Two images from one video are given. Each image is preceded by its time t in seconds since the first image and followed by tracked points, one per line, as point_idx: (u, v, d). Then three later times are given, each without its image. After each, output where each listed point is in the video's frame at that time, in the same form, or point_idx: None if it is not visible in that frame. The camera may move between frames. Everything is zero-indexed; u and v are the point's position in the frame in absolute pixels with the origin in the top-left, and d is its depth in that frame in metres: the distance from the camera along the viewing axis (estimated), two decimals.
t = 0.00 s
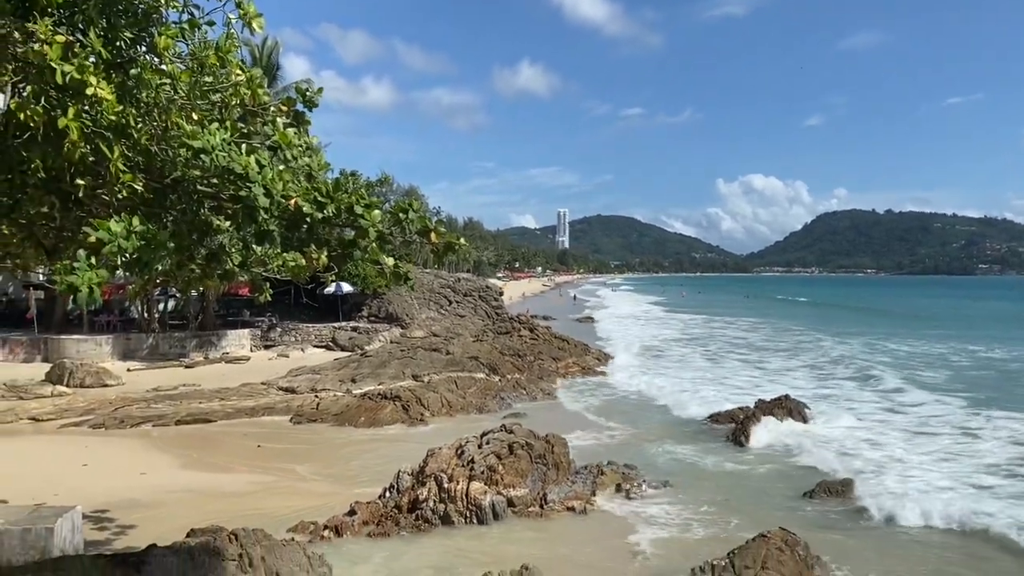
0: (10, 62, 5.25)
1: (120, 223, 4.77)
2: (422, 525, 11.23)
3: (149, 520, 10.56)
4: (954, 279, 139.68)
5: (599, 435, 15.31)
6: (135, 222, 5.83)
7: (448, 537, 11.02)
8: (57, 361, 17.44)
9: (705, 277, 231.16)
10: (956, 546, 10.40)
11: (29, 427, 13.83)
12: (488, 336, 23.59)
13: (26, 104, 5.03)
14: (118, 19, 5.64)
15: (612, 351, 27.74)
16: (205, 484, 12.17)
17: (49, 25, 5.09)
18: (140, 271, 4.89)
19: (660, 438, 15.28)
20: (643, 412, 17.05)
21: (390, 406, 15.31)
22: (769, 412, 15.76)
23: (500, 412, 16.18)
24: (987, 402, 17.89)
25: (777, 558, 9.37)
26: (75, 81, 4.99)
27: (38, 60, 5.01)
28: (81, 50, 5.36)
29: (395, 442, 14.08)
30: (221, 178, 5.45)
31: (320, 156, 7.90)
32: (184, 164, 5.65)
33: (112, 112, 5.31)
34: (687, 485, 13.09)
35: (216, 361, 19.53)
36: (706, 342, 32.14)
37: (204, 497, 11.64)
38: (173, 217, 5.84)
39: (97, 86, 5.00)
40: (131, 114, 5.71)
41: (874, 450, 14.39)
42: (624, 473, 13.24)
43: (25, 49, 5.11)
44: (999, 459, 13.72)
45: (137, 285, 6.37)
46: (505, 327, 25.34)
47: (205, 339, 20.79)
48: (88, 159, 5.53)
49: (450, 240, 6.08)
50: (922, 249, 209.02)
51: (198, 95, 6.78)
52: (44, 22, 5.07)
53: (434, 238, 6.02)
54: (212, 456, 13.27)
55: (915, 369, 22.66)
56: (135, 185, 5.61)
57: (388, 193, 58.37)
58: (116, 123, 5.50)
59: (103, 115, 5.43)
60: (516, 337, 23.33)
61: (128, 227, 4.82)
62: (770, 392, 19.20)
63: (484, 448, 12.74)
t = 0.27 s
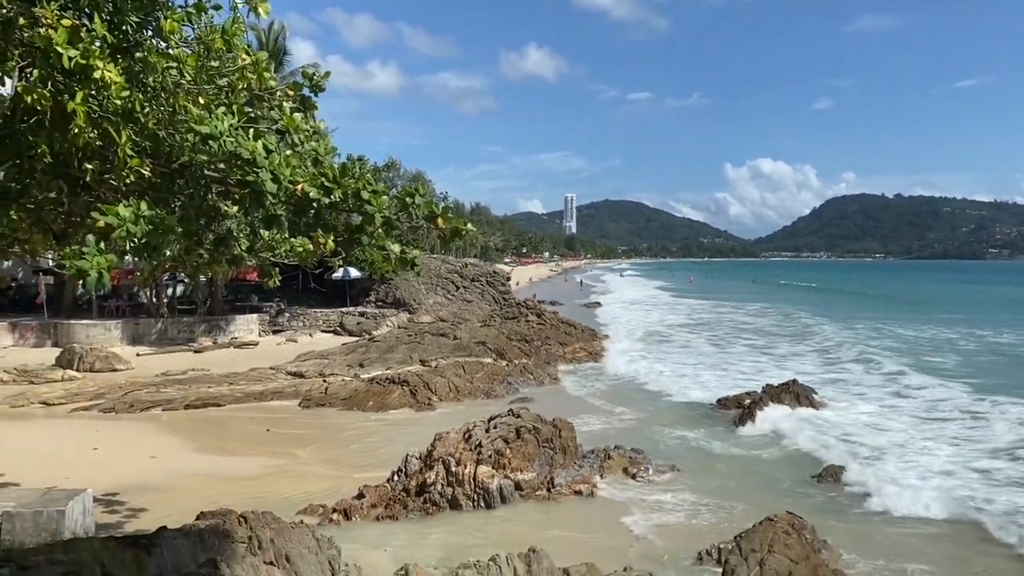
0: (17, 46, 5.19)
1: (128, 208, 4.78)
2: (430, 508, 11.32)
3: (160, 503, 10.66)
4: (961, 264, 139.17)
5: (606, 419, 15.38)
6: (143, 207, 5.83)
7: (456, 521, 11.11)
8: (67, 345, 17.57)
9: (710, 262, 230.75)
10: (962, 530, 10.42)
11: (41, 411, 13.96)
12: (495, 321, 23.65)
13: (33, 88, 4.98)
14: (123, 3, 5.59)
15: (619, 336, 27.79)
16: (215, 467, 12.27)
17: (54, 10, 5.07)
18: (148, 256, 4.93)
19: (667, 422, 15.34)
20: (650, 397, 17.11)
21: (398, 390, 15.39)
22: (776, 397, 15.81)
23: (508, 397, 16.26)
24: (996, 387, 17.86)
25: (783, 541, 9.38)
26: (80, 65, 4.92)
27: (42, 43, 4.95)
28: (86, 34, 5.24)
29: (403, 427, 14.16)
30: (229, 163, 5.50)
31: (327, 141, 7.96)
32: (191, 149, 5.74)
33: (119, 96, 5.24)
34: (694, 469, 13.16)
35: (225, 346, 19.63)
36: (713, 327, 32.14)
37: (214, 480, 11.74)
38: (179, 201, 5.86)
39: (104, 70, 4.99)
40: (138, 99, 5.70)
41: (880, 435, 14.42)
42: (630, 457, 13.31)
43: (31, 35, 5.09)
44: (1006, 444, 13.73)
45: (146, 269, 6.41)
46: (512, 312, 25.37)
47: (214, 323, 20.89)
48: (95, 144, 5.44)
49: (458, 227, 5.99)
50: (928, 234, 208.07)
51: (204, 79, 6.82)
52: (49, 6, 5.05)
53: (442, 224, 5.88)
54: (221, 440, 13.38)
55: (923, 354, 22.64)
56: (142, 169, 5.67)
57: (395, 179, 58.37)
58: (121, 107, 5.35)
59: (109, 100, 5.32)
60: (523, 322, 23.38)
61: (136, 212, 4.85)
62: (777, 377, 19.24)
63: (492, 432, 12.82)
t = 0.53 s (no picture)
0: (20, 30, 5.18)
1: (133, 190, 4.79)
2: (435, 491, 11.40)
3: (166, 486, 10.75)
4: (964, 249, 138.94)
5: (610, 403, 15.45)
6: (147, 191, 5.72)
7: (461, 503, 11.19)
8: (73, 330, 17.66)
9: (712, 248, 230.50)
10: (964, 513, 10.48)
11: (48, 394, 14.05)
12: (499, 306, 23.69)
13: (38, 71, 4.90)
14: None
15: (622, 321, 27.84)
16: (221, 451, 12.36)
17: None
18: (154, 239, 5.02)
19: (671, 406, 15.42)
20: (654, 382, 17.17)
21: (402, 374, 15.46)
22: (780, 382, 15.86)
23: (512, 381, 16.33)
24: (999, 372, 17.89)
25: (786, 524, 9.46)
26: (86, 48, 4.95)
27: (47, 27, 4.96)
28: (91, 18, 5.25)
29: (408, 410, 14.24)
30: (233, 148, 5.53)
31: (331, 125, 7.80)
32: (195, 133, 5.76)
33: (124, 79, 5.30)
34: (697, 453, 13.24)
35: (230, 330, 19.70)
36: (716, 312, 32.18)
37: (220, 463, 11.83)
38: (184, 185, 5.81)
39: (109, 53, 5.02)
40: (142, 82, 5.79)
41: (883, 419, 14.47)
42: (634, 441, 13.37)
43: (35, 18, 5.13)
44: (1008, 429, 13.79)
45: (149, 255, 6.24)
46: (515, 297, 25.41)
47: (219, 308, 20.95)
48: (100, 127, 5.43)
49: (461, 212, 6.06)
50: (932, 220, 207.58)
51: (207, 63, 6.86)
52: None
53: (445, 209, 5.95)
54: (227, 423, 13.47)
55: (927, 339, 22.66)
56: (146, 153, 5.69)
57: (399, 163, 58.31)
58: (126, 91, 5.51)
59: (114, 83, 5.44)
60: (527, 307, 23.43)
61: (141, 195, 4.84)
62: (780, 362, 19.29)
63: (496, 416, 12.89)
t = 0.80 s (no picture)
0: (19, 13, 5.11)
1: (133, 174, 4.70)
2: (436, 476, 11.43)
3: (168, 471, 10.78)
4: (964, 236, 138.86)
5: (610, 389, 15.47)
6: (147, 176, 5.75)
7: (462, 488, 11.23)
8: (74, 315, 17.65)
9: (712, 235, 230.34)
10: (962, 498, 10.52)
11: (49, 379, 14.07)
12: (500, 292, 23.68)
13: (38, 55, 4.89)
14: None
15: (622, 307, 27.85)
16: (222, 436, 12.39)
17: None
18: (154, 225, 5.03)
19: (671, 392, 15.44)
20: (654, 368, 17.20)
21: (403, 360, 15.47)
22: (780, 367, 15.87)
23: (513, 367, 16.36)
24: (999, 358, 17.92)
25: (786, 509, 9.51)
26: (86, 31, 4.87)
27: (45, 11, 4.88)
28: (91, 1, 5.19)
29: (408, 396, 14.27)
30: (233, 133, 5.45)
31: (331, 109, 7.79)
32: (195, 119, 5.62)
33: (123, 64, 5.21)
34: (697, 438, 13.28)
35: (231, 316, 19.71)
36: (717, 298, 32.19)
37: (221, 449, 11.86)
38: (184, 170, 5.78)
39: (109, 37, 4.91)
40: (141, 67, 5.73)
41: (883, 406, 14.50)
42: (635, 427, 13.39)
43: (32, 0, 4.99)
44: (1008, 415, 13.83)
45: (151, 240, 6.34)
46: (516, 283, 25.39)
47: (219, 293, 20.94)
48: (100, 112, 5.36)
49: (460, 199, 6.07)
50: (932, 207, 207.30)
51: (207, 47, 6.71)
52: None
53: (445, 197, 5.99)
54: (228, 409, 13.49)
55: (927, 325, 22.68)
56: (146, 138, 5.57)
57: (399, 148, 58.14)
58: (127, 75, 5.41)
59: (114, 67, 5.30)
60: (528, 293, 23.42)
61: (142, 179, 4.77)
62: (780, 348, 19.31)
63: (497, 402, 12.92)
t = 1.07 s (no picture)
0: None
1: (131, 161, 4.68)
2: (434, 463, 11.47)
3: (167, 458, 10.81)
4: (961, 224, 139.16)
5: (608, 376, 15.50)
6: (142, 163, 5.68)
7: (460, 475, 11.27)
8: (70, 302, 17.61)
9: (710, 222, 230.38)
10: (957, 484, 10.59)
11: (46, 366, 14.06)
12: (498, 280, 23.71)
13: (32, 41, 4.87)
14: None
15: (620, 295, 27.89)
16: (221, 423, 12.40)
17: None
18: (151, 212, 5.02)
19: (668, 380, 15.50)
20: (651, 355, 17.25)
21: (401, 347, 15.48)
22: (777, 354, 15.90)
23: (510, 354, 16.38)
24: (994, 346, 18.00)
25: (783, 496, 9.57)
26: (80, 17, 4.86)
27: None
28: None
29: (406, 383, 14.30)
30: (229, 120, 5.40)
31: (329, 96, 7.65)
32: (191, 105, 5.56)
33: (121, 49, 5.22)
34: (694, 426, 13.34)
35: (228, 303, 19.69)
36: (714, 286, 32.24)
37: (219, 435, 11.89)
38: (180, 157, 5.75)
39: (104, 23, 4.88)
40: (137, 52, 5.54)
41: (878, 393, 14.57)
42: (632, 414, 13.43)
43: None
44: (1001, 402, 13.91)
45: (148, 227, 6.35)
46: (513, 271, 25.38)
47: (216, 281, 20.90)
48: (95, 98, 5.33)
49: (459, 186, 5.97)
50: (929, 195, 207.48)
51: (203, 34, 6.55)
52: None
53: (443, 184, 5.89)
54: (225, 396, 13.50)
55: (923, 312, 22.77)
56: (142, 125, 5.50)
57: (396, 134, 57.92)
58: (122, 61, 5.35)
59: (109, 53, 5.29)
60: (525, 280, 23.44)
61: (138, 166, 4.74)
62: (777, 335, 19.38)
63: (494, 389, 12.96)
